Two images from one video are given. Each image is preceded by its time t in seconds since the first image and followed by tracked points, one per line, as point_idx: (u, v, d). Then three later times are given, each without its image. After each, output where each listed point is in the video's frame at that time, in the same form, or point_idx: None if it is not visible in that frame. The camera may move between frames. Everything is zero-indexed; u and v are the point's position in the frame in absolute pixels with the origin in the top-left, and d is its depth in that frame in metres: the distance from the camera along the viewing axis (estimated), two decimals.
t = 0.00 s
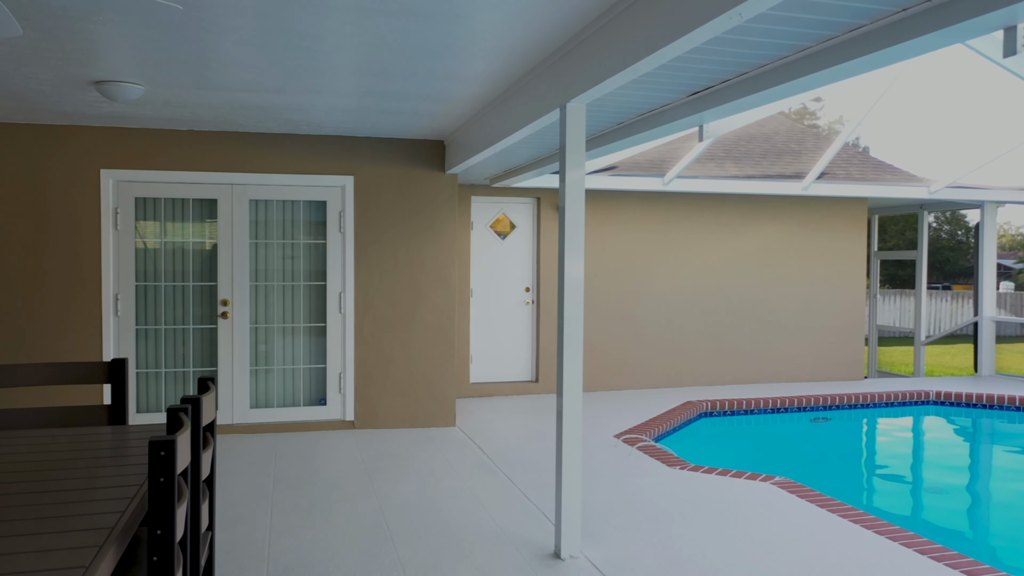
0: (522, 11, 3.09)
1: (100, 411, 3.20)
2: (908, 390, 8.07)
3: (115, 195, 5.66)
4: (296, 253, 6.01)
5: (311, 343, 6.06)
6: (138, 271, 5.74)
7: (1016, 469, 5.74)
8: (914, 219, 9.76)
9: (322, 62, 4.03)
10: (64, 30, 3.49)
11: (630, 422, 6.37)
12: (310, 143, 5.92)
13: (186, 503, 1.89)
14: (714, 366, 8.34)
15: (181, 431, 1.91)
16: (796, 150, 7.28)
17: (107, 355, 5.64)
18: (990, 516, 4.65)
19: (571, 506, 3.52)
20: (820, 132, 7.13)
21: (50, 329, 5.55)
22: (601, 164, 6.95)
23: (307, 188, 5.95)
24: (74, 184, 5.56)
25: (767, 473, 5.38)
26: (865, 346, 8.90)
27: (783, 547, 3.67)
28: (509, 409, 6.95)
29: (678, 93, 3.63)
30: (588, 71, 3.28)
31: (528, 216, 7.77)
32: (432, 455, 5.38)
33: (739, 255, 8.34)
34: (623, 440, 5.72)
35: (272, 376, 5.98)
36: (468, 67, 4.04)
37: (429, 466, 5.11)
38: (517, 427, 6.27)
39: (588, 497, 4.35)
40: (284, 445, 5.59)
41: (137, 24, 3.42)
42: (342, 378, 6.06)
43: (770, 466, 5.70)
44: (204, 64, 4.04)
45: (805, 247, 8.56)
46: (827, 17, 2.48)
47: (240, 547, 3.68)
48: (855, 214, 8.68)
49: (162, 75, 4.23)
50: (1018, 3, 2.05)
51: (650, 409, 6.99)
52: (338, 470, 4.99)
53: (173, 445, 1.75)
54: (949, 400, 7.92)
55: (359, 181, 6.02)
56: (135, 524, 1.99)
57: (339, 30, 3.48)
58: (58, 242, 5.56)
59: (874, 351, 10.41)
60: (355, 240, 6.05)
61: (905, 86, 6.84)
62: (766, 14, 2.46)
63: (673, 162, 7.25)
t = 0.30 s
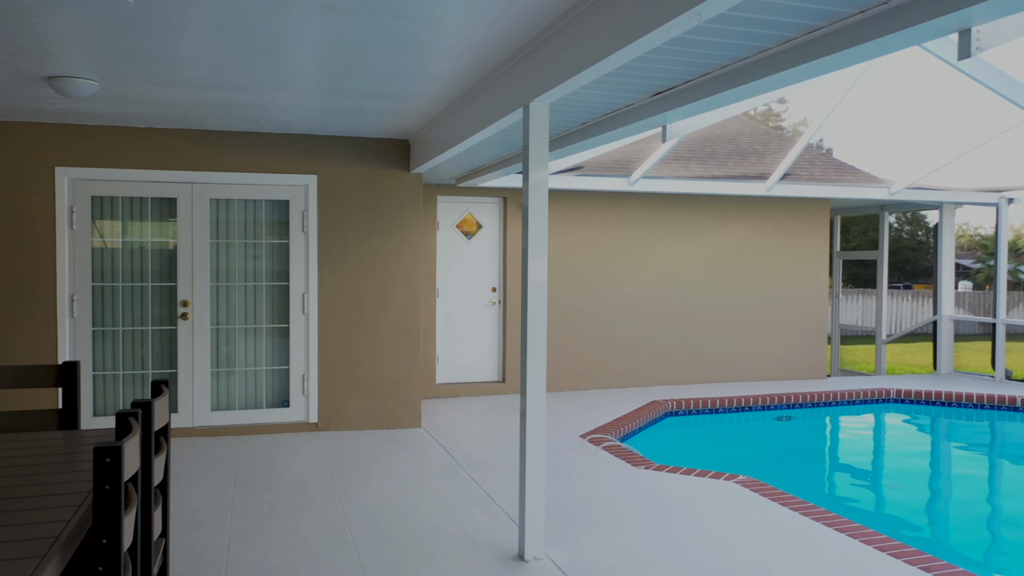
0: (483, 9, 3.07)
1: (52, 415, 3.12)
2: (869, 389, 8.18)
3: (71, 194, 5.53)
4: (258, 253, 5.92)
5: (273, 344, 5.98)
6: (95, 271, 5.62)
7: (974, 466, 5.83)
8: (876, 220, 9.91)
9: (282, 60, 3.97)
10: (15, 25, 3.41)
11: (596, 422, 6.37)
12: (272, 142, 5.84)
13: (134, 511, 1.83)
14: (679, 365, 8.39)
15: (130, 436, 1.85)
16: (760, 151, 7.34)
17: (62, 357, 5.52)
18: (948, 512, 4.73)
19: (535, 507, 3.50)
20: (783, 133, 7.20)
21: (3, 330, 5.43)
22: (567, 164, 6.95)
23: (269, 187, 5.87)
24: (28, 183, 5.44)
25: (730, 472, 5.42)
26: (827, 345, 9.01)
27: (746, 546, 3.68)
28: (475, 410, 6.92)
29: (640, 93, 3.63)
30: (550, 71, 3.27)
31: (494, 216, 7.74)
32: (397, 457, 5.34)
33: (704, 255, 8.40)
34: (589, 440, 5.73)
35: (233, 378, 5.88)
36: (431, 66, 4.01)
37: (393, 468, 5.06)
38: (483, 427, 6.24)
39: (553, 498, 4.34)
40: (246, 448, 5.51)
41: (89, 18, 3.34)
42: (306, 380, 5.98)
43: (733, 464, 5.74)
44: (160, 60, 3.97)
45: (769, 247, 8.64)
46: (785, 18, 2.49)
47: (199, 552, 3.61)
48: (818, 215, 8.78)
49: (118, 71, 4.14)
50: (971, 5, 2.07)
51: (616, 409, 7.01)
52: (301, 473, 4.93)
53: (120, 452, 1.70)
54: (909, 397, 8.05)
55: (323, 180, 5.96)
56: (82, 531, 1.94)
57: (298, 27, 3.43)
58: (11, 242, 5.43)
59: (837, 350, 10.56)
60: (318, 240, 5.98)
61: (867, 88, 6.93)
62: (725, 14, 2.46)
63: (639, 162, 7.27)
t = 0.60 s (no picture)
0: (442, 7, 3.03)
1: None
2: (828, 387, 8.30)
3: (19, 192, 5.38)
4: (215, 253, 5.80)
5: (231, 346, 5.87)
6: (44, 271, 5.47)
7: (929, 462, 5.94)
8: (835, 221, 10.04)
9: (236, 56, 3.89)
10: None
11: (559, 422, 6.37)
12: (230, 140, 5.74)
13: (76, 521, 1.77)
14: (641, 365, 8.43)
15: (71, 443, 1.79)
16: (721, 152, 7.39)
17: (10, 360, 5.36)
18: (905, 508, 4.80)
19: (495, 509, 3.47)
20: (744, 134, 7.26)
21: None
22: (529, 164, 6.93)
23: (226, 186, 5.76)
24: None
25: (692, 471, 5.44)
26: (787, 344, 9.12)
27: (706, 546, 3.70)
28: (437, 411, 6.87)
29: (602, 93, 3.62)
30: (511, 69, 3.24)
31: (456, 216, 7.70)
32: (358, 459, 5.27)
33: (666, 255, 8.45)
34: (551, 440, 5.71)
35: (190, 381, 5.76)
36: (390, 63, 3.96)
37: (354, 471, 5.00)
38: (445, 428, 6.20)
39: (515, 500, 4.32)
40: (203, 452, 5.40)
41: (35, 10, 3.24)
42: (264, 382, 5.88)
43: (695, 464, 5.77)
44: (111, 55, 3.87)
45: (730, 248, 8.71)
46: (743, 19, 2.49)
47: (151, 560, 3.52)
48: (777, 215, 8.88)
49: (67, 66, 4.02)
50: (926, 8, 2.09)
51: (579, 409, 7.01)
52: (259, 477, 4.84)
53: (58, 461, 1.64)
54: (867, 395, 8.18)
55: (282, 179, 5.86)
56: (20, 543, 1.86)
57: (252, 22, 3.36)
58: None
59: (796, 349, 10.70)
60: (277, 240, 5.88)
61: (825, 91, 7.01)
62: (684, 14, 2.46)
63: (601, 163, 7.28)
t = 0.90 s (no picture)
0: (403, 3, 2.99)
1: None
2: (790, 385, 8.39)
3: None
4: (172, 253, 5.69)
5: (189, 348, 5.75)
6: None
7: (887, 458, 6.03)
8: (795, 221, 10.17)
9: (193, 51, 3.81)
10: None
11: (524, 422, 6.35)
12: (188, 137, 5.62)
13: (18, 531, 1.70)
14: (606, 364, 8.45)
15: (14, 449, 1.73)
16: (685, 153, 7.43)
17: None
18: (865, 504, 4.86)
19: (459, 511, 3.43)
20: (707, 135, 7.31)
21: None
22: (494, 164, 6.90)
23: (184, 184, 5.65)
24: None
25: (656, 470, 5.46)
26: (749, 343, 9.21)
27: (670, 545, 3.70)
28: (401, 412, 6.80)
29: (565, 92, 3.60)
30: (473, 67, 3.22)
31: (420, 215, 7.65)
32: (320, 462, 5.20)
33: (630, 255, 8.48)
34: (516, 441, 5.69)
35: (146, 383, 5.63)
36: (352, 60, 3.90)
37: (315, 474, 4.92)
38: (409, 429, 6.15)
39: (479, 501, 4.29)
40: (160, 455, 5.28)
41: None
42: (223, 384, 5.78)
43: (659, 462, 5.79)
44: (63, 49, 3.76)
45: (693, 248, 8.78)
46: (705, 18, 2.49)
47: (105, 567, 3.43)
48: (739, 216, 8.97)
49: (17, 59, 3.91)
50: (885, 8, 2.10)
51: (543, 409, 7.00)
52: (218, 480, 4.75)
53: None
54: (827, 393, 8.29)
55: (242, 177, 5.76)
56: None
57: (208, 16, 3.28)
58: None
59: (758, 348, 10.83)
60: (237, 239, 5.78)
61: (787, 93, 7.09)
62: (646, 13, 2.45)
63: (566, 162, 7.28)
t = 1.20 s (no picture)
0: None
1: None
2: (749, 384, 8.48)
3: None
4: (125, 252, 5.55)
5: (143, 349, 5.62)
6: None
7: (844, 455, 6.11)
8: (755, 221, 10.29)
9: (145, 45, 3.71)
10: None
11: (486, 423, 6.31)
12: (143, 133, 5.49)
13: None
14: (568, 364, 8.47)
15: None
16: (647, 153, 7.46)
17: None
18: (822, 501, 4.91)
19: (420, 513, 3.40)
20: (669, 136, 7.35)
21: None
22: (456, 163, 6.86)
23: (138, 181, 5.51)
24: None
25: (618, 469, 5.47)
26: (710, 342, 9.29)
27: (633, 544, 3.70)
28: (362, 413, 6.74)
29: (526, 90, 3.58)
30: (433, 64, 3.18)
31: (381, 214, 7.57)
32: (278, 464, 5.11)
33: (592, 255, 8.50)
34: (478, 441, 5.65)
35: (98, 385, 5.49)
36: (310, 55, 3.84)
37: (273, 476, 4.84)
38: (370, 430, 6.08)
39: (441, 503, 4.25)
40: (113, 459, 5.15)
41: None
42: (179, 386, 5.65)
43: (621, 462, 5.80)
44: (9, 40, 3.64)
45: (655, 247, 8.83)
46: (668, 17, 2.48)
47: None
48: (700, 216, 9.05)
49: None
50: (843, 9, 2.11)
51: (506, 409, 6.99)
52: (173, 484, 4.64)
53: None
54: (786, 391, 8.39)
55: (198, 175, 5.64)
56: None
57: (161, 9, 3.20)
58: None
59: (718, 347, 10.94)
60: (192, 238, 5.66)
61: (746, 94, 7.17)
62: (607, 10, 2.43)
63: (528, 162, 7.26)
